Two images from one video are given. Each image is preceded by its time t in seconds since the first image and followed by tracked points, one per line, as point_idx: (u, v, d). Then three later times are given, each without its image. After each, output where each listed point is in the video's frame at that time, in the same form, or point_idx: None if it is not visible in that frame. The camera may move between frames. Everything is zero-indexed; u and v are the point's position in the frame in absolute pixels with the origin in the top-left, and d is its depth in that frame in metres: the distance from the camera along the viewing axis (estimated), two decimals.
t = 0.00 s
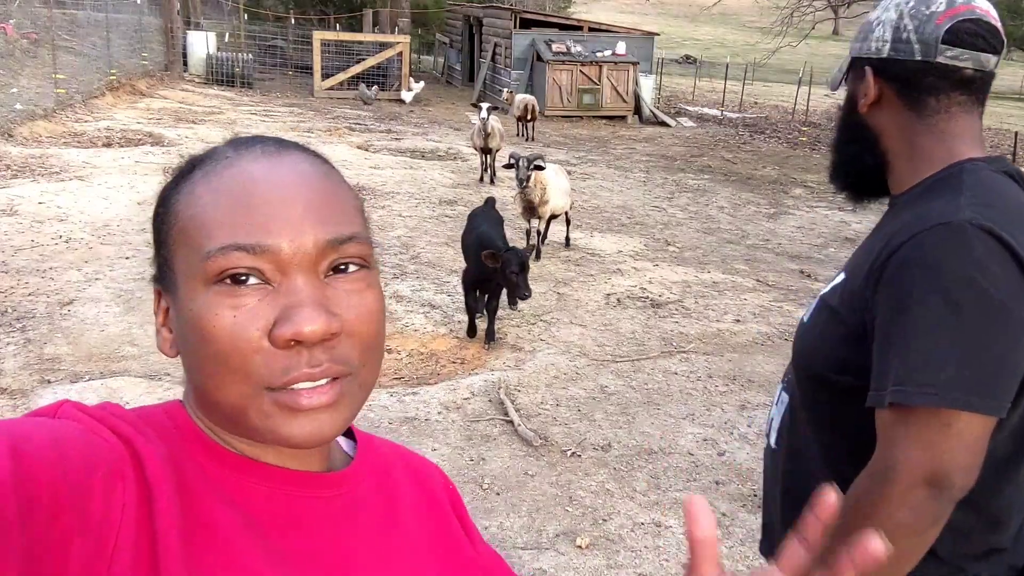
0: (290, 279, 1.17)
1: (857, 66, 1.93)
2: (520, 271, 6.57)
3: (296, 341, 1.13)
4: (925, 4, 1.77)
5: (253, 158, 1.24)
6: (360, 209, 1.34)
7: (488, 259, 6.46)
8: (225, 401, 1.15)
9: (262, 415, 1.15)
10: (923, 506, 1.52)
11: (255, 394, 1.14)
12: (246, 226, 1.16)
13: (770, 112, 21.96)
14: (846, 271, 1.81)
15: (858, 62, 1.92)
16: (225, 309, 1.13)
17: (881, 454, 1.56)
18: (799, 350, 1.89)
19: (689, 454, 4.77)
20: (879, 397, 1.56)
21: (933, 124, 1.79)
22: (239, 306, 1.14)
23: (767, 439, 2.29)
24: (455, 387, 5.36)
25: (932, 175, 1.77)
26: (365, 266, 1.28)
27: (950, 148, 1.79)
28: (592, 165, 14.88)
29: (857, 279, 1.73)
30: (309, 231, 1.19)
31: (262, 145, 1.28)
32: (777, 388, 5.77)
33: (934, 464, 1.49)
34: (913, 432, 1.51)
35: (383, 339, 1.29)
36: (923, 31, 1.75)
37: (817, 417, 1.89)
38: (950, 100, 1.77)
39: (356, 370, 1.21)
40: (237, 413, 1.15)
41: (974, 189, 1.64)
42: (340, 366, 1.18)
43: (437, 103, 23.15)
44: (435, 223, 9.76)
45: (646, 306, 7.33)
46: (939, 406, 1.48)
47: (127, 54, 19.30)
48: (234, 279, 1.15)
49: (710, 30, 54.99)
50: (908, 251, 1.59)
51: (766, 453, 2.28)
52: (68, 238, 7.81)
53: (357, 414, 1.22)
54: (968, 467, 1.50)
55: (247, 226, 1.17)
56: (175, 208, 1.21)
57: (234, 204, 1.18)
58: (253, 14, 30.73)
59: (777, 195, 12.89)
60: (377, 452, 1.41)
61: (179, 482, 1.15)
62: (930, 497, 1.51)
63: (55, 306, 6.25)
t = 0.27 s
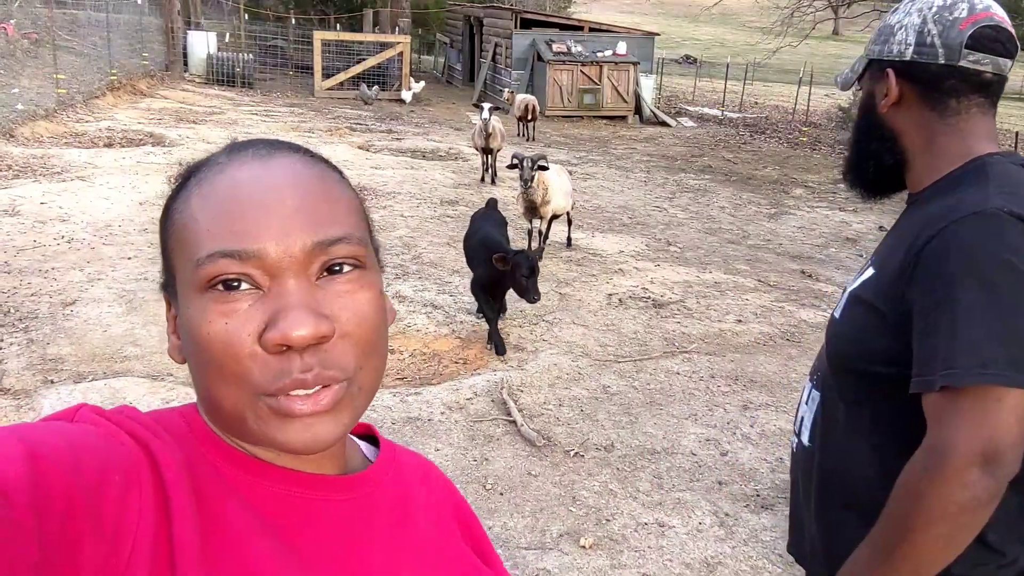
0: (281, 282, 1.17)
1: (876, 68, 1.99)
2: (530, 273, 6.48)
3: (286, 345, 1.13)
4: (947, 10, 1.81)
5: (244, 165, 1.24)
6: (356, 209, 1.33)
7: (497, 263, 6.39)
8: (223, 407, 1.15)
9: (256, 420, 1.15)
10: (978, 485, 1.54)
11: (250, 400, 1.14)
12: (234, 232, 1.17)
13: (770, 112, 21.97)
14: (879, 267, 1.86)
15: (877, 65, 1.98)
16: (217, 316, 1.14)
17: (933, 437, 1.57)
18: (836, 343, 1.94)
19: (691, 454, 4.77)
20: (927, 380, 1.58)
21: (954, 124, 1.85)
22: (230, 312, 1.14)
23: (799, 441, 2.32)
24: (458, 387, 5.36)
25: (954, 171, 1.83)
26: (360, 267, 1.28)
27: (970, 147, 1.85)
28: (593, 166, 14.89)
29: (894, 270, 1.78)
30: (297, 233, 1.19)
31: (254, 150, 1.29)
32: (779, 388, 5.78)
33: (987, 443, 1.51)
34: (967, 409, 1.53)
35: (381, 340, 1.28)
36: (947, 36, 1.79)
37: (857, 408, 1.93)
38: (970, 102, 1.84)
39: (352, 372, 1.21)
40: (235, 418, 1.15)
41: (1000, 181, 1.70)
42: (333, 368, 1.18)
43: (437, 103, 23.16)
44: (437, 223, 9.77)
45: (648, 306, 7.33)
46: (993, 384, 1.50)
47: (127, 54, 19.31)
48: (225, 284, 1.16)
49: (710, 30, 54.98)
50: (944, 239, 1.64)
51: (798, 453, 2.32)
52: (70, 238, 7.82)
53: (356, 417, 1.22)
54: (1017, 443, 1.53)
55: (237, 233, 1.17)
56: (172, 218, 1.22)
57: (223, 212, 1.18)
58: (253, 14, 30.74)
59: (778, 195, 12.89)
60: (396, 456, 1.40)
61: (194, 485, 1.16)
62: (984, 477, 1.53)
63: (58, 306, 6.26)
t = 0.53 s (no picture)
0: (309, 271, 1.18)
1: (894, 65, 2.04)
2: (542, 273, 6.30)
3: (311, 332, 1.14)
4: (965, 10, 1.89)
5: (282, 153, 1.26)
6: (390, 203, 1.34)
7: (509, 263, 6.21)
8: (250, 393, 1.16)
9: (281, 407, 1.16)
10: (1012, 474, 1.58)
11: (276, 388, 1.15)
12: (268, 218, 1.18)
13: (769, 112, 21.98)
14: (896, 259, 1.90)
15: (894, 62, 2.03)
16: (246, 302, 1.15)
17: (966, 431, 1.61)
18: (855, 334, 1.97)
19: (693, 452, 4.78)
20: (954, 371, 1.62)
21: (970, 120, 1.91)
22: (259, 298, 1.15)
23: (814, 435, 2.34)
24: (460, 386, 5.37)
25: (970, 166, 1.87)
26: (390, 261, 1.28)
27: (987, 142, 1.90)
28: (593, 166, 14.90)
29: (913, 262, 1.82)
30: (328, 222, 1.20)
31: (294, 141, 1.30)
32: (780, 387, 5.78)
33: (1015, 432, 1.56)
34: (998, 397, 1.57)
35: (409, 334, 1.29)
36: (966, 35, 1.86)
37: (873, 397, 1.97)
38: (986, 99, 1.90)
39: (378, 363, 1.22)
40: (262, 405, 1.16)
41: (1014, 172, 1.76)
42: (359, 359, 1.19)
43: (436, 103, 23.18)
44: (437, 222, 9.78)
45: (648, 305, 7.35)
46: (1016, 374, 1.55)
47: (127, 53, 19.31)
48: (256, 270, 1.17)
49: (709, 31, 55.01)
50: (964, 231, 1.68)
51: (812, 444, 2.36)
52: (71, 237, 7.82)
53: (381, 410, 1.22)
54: None
55: (270, 220, 1.18)
56: (210, 204, 1.24)
57: (258, 199, 1.20)
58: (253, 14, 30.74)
59: (777, 195, 12.91)
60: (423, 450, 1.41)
61: (221, 471, 1.17)
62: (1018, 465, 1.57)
63: (59, 305, 6.26)
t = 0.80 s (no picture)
0: (305, 273, 1.18)
1: (898, 64, 2.05)
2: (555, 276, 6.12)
3: (303, 336, 1.14)
4: (971, 9, 1.88)
5: (282, 151, 1.26)
6: (387, 207, 1.34)
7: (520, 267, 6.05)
8: (238, 392, 1.16)
9: (269, 407, 1.16)
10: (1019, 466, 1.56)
11: (263, 386, 1.15)
12: (265, 218, 1.18)
13: (767, 113, 22.01)
14: (897, 254, 1.90)
15: (899, 60, 2.04)
16: (239, 300, 1.15)
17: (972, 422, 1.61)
18: (857, 328, 1.97)
19: (689, 452, 4.79)
20: (960, 363, 1.61)
21: (973, 118, 1.91)
22: (252, 298, 1.15)
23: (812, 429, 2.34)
24: (457, 385, 5.36)
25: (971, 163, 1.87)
26: (385, 266, 1.29)
27: (989, 141, 1.90)
28: (591, 166, 14.91)
29: (915, 256, 1.82)
30: (326, 226, 1.20)
31: (295, 139, 1.30)
32: (777, 387, 5.79)
33: None
34: (1008, 388, 1.56)
35: (399, 340, 1.29)
36: (970, 34, 1.86)
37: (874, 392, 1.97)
38: (989, 99, 1.90)
39: (367, 369, 1.22)
40: (249, 403, 1.16)
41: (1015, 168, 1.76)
42: (349, 365, 1.20)
43: (435, 103, 23.18)
44: (436, 222, 9.78)
45: (646, 305, 7.35)
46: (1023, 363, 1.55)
47: (126, 53, 19.31)
48: (251, 270, 1.17)
49: (708, 31, 54.99)
50: (968, 225, 1.69)
51: (811, 439, 2.35)
52: (69, 237, 7.82)
53: (366, 414, 1.23)
54: None
55: (266, 220, 1.18)
56: (206, 198, 1.24)
57: (258, 197, 1.19)
58: (252, 14, 30.73)
59: (775, 196, 12.92)
60: (406, 452, 1.41)
61: (204, 466, 1.17)
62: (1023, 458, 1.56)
63: (56, 304, 6.26)
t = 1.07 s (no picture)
0: (284, 272, 1.17)
1: (895, 65, 1.98)
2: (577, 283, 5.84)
3: (285, 335, 1.13)
4: (970, 8, 1.82)
5: (259, 150, 1.24)
6: (366, 205, 1.33)
7: (541, 275, 5.74)
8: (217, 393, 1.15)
9: (249, 410, 1.15)
10: (995, 467, 1.54)
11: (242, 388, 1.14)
12: (243, 217, 1.17)
13: (767, 113, 22.00)
14: (891, 252, 1.87)
15: (897, 61, 1.97)
16: (218, 300, 1.13)
17: (951, 419, 1.58)
18: (849, 326, 1.93)
19: (686, 453, 4.77)
20: (946, 362, 1.59)
21: (973, 119, 1.86)
22: (231, 297, 1.13)
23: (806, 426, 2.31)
24: (453, 386, 5.34)
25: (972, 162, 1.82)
26: (366, 264, 1.27)
27: (991, 140, 1.85)
28: (590, 166, 14.90)
29: (907, 254, 1.79)
30: (305, 224, 1.19)
31: (272, 137, 1.29)
32: (774, 387, 5.78)
33: (1008, 425, 1.51)
34: (992, 391, 1.53)
35: (379, 338, 1.28)
36: (971, 33, 1.80)
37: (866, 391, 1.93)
38: (990, 98, 1.85)
39: (347, 368, 1.21)
40: (228, 404, 1.15)
41: (1011, 167, 1.73)
42: (330, 364, 1.18)
43: (435, 103, 23.17)
44: (433, 222, 9.77)
45: (644, 305, 7.34)
46: (1012, 364, 1.52)
47: (125, 53, 19.30)
48: (229, 269, 1.15)
49: (708, 31, 55.01)
50: (959, 224, 1.66)
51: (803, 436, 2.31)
52: (66, 237, 7.80)
53: (347, 414, 1.22)
54: None
55: (245, 219, 1.17)
56: (183, 198, 1.22)
57: (237, 197, 1.18)
58: (251, 15, 30.73)
59: (774, 196, 12.91)
60: (390, 454, 1.40)
61: (181, 469, 1.15)
62: (1003, 460, 1.53)
63: (52, 305, 6.25)
